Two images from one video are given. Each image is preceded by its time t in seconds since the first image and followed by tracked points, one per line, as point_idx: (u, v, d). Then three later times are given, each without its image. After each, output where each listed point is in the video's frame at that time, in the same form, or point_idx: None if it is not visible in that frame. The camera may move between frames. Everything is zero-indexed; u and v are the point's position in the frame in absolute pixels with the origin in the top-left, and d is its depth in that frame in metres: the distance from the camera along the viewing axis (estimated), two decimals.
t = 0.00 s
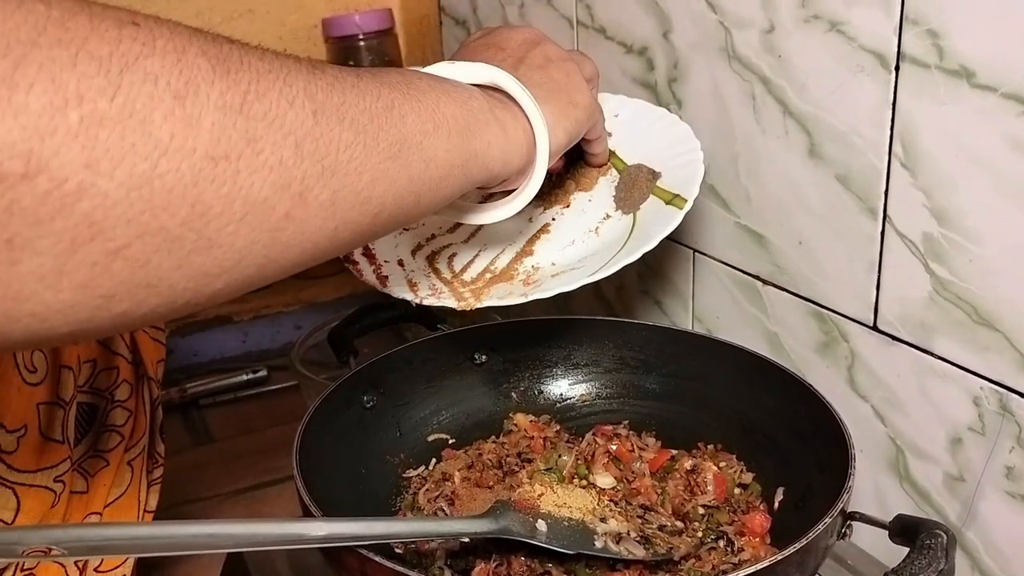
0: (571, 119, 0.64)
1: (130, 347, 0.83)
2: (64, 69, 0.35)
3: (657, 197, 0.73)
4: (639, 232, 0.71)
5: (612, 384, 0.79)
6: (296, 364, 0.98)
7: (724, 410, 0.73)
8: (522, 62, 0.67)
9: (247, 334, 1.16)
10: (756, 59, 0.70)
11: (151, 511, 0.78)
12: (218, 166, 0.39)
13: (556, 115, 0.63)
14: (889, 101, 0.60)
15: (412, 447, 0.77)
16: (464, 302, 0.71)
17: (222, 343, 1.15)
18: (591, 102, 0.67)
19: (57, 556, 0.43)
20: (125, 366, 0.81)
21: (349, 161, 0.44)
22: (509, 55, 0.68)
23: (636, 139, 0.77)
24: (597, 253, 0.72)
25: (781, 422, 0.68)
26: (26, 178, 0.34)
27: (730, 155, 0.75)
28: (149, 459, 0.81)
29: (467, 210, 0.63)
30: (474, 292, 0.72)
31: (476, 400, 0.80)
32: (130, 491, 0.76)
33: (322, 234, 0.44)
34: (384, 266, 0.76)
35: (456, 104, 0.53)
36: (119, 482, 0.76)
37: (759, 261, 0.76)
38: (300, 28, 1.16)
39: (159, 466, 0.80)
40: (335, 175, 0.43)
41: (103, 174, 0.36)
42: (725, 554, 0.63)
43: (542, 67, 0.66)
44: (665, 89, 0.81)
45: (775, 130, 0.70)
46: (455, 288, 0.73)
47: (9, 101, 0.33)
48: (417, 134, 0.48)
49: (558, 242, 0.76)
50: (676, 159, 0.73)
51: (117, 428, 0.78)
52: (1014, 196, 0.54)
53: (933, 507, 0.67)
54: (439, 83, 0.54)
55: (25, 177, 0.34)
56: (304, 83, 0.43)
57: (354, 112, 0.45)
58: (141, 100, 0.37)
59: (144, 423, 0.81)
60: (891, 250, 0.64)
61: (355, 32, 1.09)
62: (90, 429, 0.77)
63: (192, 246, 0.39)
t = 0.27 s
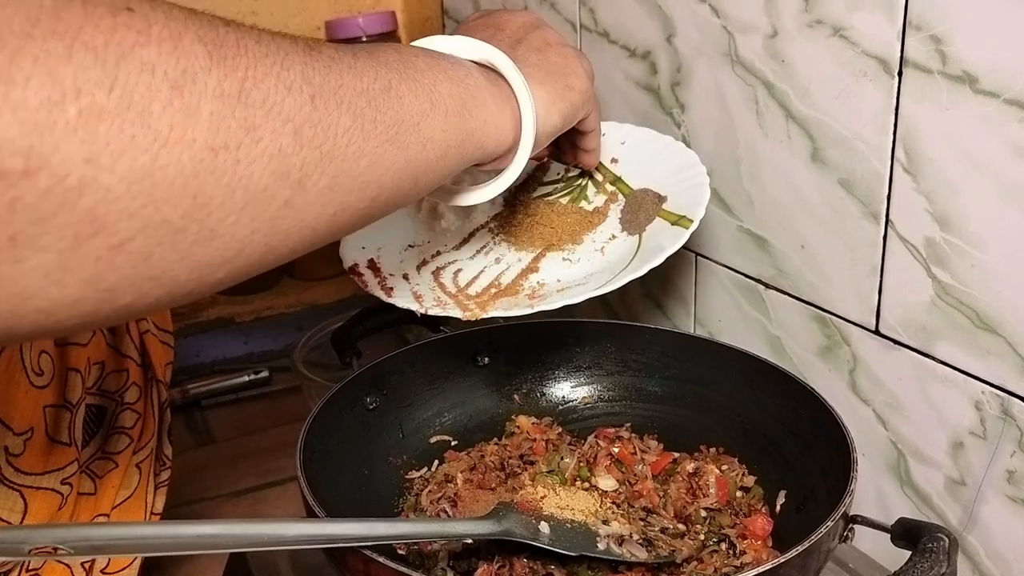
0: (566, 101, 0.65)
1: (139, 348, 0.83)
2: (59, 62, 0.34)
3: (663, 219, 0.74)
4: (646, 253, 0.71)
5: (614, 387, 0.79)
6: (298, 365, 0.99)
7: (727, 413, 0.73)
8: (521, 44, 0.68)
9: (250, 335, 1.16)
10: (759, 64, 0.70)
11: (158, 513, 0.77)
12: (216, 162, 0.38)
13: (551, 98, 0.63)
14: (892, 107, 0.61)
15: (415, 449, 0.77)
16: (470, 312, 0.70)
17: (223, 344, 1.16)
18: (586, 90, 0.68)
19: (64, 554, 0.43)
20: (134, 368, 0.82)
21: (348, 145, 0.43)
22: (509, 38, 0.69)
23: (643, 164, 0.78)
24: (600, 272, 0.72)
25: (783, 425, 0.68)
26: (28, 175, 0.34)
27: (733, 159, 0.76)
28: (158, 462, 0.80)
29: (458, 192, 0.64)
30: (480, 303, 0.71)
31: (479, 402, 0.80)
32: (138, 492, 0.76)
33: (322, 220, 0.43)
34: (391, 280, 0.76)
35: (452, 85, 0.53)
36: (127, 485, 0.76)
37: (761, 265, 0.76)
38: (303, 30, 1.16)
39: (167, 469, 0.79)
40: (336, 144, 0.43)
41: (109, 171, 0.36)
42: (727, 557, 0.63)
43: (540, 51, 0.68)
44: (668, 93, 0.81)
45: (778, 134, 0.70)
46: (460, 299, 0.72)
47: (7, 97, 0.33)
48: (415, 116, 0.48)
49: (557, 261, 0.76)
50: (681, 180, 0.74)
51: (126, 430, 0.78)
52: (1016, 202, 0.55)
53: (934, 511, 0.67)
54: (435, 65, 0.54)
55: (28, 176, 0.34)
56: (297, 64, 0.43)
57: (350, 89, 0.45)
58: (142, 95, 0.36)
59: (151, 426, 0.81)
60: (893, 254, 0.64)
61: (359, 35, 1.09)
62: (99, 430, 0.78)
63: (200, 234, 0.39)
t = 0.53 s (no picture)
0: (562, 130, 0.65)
1: (140, 346, 0.84)
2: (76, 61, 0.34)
3: (665, 206, 0.73)
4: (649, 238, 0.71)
5: (616, 387, 0.79)
6: (300, 365, 0.99)
7: (728, 413, 0.73)
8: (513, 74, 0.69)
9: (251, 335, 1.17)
10: (763, 65, 0.70)
11: (160, 509, 0.77)
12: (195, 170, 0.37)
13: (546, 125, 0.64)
14: (895, 108, 0.61)
15: (417, 449, 0.77)
16: (474, 296, 0.71)
17: (224, 344, 1.16)
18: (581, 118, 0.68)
19: (66, 552, 0.43)
20: (135, 364, 0.82)
21: (337, 164, 0.42)
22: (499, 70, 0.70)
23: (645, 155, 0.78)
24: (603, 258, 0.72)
25: (785, 426, 0.68)
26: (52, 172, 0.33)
27: (735, 160, 0.76)
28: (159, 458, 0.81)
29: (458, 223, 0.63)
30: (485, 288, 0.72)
31: (481, 402, 0.80)
32: (140, 488, 0.76)
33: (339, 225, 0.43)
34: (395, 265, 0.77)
35: (446, 109, 0.52)
36: (128, 480, 0.76)
37: (763, 266, 0.76)
38: (306, 30, 1.16)
39: (169, 464, 0.80)
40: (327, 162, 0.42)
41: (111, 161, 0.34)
42: (728, 557, 0.63)
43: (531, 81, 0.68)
44: (670, 94, 0.81)
45: (780, 135, 0.70)
46: (465, 285, 0.73)
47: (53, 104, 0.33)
48: (407, 139, 0.47)
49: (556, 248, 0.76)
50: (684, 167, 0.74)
51: (127, 425, 0.79)
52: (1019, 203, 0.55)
53: (936, 512, 0.67)
54: (434, 90, 0.53)
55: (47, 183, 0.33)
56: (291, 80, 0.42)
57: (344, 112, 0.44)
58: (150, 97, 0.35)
59: (152, 421, 0.81)
60: (896, 255, 0.64)
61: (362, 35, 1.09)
62: (100, 426, 0.78)
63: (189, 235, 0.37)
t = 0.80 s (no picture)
0: (572, 141, 0.61)
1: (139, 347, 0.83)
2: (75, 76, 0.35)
3: (669, 209, 0.74)
4: (654, 240, 0.71)
5: (617, 389, 0.79)
6: (301, 366, 0.99)
7: (729, 415, 0.73)
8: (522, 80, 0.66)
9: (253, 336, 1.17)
10: (764, 67, 0.70)
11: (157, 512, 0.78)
12: (169, 204, 0.37)
13: (555, 137, 0.60)
14: (896, 110, 0.61)
15: (418, 450, 0.77)
16: (481, 302, 0.70)
17: (226, 345, 1.16)
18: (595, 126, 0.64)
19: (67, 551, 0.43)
20: (133, 366, 0.81)
21: (314, 191, 0.42)
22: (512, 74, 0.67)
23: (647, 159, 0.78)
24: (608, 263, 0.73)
25: (786, 428, 0.68)
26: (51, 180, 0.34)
27: (737, 162, 0.76)
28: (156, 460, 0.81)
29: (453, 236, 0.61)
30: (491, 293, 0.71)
31: (482, 403, 0.80)
32: (136, 491, 0.77)
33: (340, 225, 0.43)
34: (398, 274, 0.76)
35: (440, 125, 0.50)
36: (125, 483, 0.77)
37: (765, 267, 0.76)
38: (308, 32, 1.17)
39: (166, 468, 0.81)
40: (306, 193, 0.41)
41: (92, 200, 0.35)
42: (729, 559, 0.63)
43: (544, 85, 0.65)
44: (672, 96, 0.81)
45: (782, 137, 0.70)
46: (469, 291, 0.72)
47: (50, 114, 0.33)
48: (397, 159, 0.46)
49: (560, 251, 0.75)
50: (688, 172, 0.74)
51: (124, 429, 0.79)
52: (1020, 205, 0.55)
53: (937, 515, 0.67)
54: (425, 102, 0.51)
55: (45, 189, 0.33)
56: (271, 107, 0.41)
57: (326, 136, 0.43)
58: (140, 136, 0.36)
59: (149, 425, 0.81)
60: (897, 257, 0.64)
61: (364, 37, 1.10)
62: (96, 430, 0.78)
63: (185, 263, 0.38)
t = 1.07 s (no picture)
0: (547, 199, 0.57)
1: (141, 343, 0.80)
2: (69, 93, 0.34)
3: (678, 199, 0.72)
4: (666, 235, 0.70)
5: (619, 391, 0.79)
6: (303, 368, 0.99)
7: (731, 417, 0.73)
8: (497, 135, 0.58)
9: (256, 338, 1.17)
10: (767, 71, 0.70)
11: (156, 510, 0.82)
12: (98, 280, 0.33)
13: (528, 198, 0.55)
14: (899, 113, 0.61)
15: (420, 451, 0.77)
16: (508, 300, 0.68)
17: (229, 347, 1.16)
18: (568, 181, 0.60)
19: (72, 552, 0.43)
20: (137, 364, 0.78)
21: (261, 264, 0.38)
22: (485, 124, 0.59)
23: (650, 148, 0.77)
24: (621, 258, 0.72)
25: (788, 431, 0.68)
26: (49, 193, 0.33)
27: (740, 165, 0.76)
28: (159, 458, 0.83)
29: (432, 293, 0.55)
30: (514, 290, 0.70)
31: (484, 405, 0.81)
32: (138, 489, 0.80)
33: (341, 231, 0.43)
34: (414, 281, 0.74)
35: (405, 192, 0.45)
36: (128, 481, 0.79)
37: (767, 270, 0.76)
38: (311, 34, 1.17)
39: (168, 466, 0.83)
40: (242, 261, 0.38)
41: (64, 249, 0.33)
42: (731, 562, 0.63)
43: (519, 140, 0.59)
44: (675, 98, 0.81)
45: (785, 140, 0.70)
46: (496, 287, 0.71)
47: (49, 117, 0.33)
48: (356, 229, 0.42)
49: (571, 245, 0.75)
50: (697, 161, 0.73)
51: (127, 427, 0.77)
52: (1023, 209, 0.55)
53: (939, 518, 0.67)
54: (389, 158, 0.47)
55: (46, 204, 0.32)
56: (220, 176, 0.38)
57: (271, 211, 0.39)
58: (102, 195, 0.34)
59: (152, 423, 0.80)
60: (899, 260, 0.64)
61: (367, 39, 1.12)
62: (99, 428, 0.76)
63: (112, 341, 0.35)
